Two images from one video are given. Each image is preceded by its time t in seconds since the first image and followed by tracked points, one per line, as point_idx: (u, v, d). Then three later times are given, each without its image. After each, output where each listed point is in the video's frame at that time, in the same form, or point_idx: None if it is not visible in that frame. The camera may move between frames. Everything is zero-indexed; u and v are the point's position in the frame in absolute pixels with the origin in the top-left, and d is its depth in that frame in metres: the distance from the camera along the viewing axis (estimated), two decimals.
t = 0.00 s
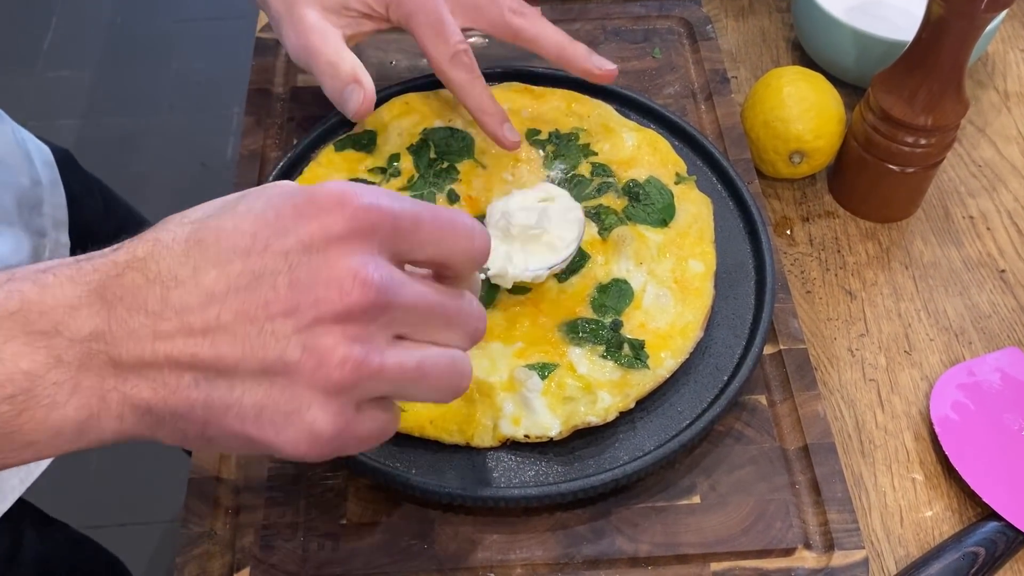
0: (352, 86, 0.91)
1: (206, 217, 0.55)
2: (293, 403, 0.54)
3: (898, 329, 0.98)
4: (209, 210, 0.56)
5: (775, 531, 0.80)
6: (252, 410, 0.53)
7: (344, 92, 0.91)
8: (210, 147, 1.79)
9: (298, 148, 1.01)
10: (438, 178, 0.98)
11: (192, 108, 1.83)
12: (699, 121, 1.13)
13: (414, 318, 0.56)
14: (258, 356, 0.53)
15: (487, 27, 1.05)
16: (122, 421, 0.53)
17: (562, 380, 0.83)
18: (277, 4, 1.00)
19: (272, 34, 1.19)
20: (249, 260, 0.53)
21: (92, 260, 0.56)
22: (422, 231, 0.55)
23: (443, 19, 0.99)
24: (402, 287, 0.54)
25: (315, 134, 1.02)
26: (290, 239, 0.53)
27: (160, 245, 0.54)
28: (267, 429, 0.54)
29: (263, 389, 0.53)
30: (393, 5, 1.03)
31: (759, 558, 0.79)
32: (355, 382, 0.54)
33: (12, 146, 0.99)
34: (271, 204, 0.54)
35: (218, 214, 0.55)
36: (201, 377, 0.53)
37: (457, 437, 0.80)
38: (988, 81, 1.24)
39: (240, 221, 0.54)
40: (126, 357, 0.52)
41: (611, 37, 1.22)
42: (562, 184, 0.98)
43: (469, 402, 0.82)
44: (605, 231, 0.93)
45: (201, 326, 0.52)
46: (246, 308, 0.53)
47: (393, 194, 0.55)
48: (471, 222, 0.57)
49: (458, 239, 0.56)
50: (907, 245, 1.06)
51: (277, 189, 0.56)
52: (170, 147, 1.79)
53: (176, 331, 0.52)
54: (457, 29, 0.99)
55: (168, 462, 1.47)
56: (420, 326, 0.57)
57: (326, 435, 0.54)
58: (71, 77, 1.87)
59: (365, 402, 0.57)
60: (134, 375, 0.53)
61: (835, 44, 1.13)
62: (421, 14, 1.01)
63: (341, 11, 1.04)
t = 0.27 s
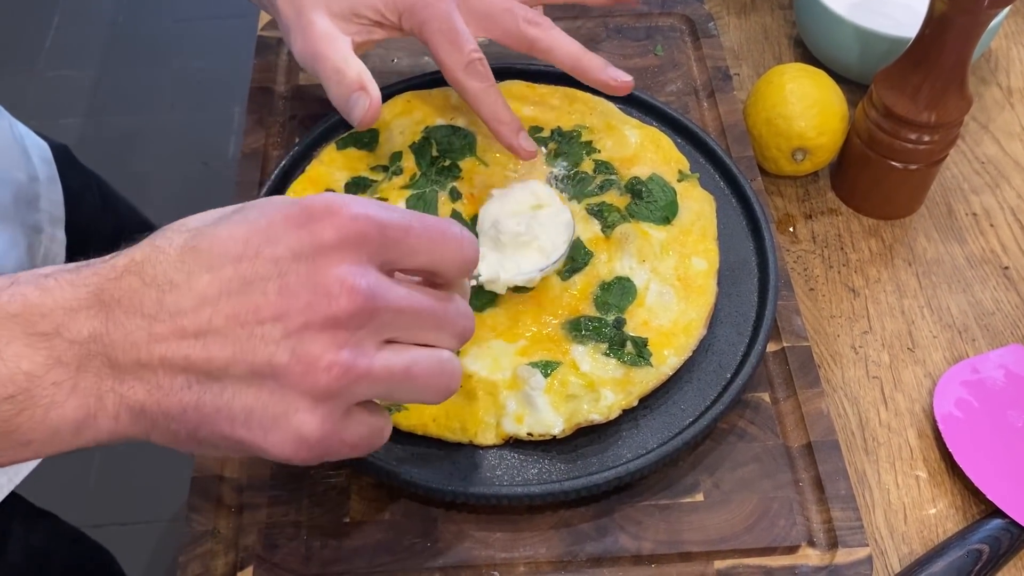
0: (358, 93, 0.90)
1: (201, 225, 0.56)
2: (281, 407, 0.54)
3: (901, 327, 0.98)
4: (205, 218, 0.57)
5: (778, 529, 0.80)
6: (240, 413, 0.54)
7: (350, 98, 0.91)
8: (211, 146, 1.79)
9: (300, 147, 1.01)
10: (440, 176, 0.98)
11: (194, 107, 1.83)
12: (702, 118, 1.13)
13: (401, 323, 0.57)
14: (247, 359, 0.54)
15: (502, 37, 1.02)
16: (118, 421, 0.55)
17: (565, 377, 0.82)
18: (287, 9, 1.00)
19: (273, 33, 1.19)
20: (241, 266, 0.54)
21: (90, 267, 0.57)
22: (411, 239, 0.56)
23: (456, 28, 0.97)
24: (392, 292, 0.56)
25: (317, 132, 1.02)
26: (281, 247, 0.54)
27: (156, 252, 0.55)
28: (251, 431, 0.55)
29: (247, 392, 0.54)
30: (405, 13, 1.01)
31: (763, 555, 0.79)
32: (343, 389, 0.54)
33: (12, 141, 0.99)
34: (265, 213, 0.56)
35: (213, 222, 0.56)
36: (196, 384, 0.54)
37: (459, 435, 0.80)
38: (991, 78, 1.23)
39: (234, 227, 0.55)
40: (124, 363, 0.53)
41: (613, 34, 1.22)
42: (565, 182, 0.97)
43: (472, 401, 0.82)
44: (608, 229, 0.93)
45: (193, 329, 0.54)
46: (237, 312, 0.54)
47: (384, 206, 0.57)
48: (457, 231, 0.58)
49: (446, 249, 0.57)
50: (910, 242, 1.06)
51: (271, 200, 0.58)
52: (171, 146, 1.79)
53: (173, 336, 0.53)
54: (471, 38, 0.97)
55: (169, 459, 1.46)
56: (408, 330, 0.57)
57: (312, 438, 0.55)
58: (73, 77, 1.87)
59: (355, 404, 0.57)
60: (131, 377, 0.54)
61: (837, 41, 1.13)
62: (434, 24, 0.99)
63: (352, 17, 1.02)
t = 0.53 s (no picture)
0: (339, 121, 0.89)
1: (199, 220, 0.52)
2: (271, 424, 0.54)
3: (903, 325, 0.98)
4: (200, 209, 0.53)
5: (780, 527, 0.80)
6: (230, 425, 0.54)
7: (330, 126, 0.90)
8: (213, 145, 1.79)
9: (302, 145, 1.01)
10: (440, 174, 0.98)
11: (196, 105, 1.83)
12: (703, 116, 1.13)
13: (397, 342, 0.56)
14: (242, 377, 0.52)
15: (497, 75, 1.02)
16: (100, 418, 0.53)
17: (567, 375, 0.82)
18: (285, 33, 1.01)
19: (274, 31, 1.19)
20: (242, 277, 0.51)
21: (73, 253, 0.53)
22: (418, 263, 0.54)
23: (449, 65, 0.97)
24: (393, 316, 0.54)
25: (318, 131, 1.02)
26: (285, 261, 0.51)
27: (149, 246, 0.51)
28: (247, 436, 0.54)
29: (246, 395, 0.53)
30: (399, 47, 1.02)
31: (764, 553, 0.79)
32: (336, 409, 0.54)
33: (11, 138, 0.98)
34: (269, 218, 0.52)
35: (212, 217, 0.52)
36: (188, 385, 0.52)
37: (462, 433, 0.80)
38: (993, 75, 1.23)
39: (236, 232, 0.52)
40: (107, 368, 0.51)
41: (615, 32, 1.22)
42: (566, 180, 0.97)
43: (473, 399, 0.82)
44: (610, 227, 0.93)
45: (188, 339, 0.51)
46: (237, 327, 0.52)
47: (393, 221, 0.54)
48: (463, 253, 0.57)
49: (451, 273, 0.56)
50: (912, 240, 1.06)
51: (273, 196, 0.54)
52: (173, 145, 1.79)
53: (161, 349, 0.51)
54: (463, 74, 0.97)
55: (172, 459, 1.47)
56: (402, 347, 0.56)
57: (303, 454, 0.55)
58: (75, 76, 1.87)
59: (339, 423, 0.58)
60: (115, 377, 0.52)
61: (839, 38, 1.13)
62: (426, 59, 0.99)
63: (346, 46, 1.03)
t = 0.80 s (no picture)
0: (347, 100, 0.87)
1: (203, 265, 0.50)
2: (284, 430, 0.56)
3: (905, 322, 0.98)
4: (203, 249, 0.51)
5: (782, 525, 0.79)
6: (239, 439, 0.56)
7: (339, 106, 0.88)
8: (213, 143, 1.79)
9: (302, 142, 1.00)
10: (440, 172, 0.98)
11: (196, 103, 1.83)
12: (704, 113, 1.12)
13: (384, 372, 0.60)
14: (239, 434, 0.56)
15: (504, 60, 1.01)
16: (97, 417, 0.52)
17: (567, 373, 0.82)
18: (288, 16, 0.98)
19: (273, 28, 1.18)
20: (253, 342, 0.52)
21: (48, 273, 0.49)
22: (422, 337, 0.57)
23: (456, 50, 0.97)
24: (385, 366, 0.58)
25: (317, 128, 1.02)
26: (300, 330, 0.53)
27: (150, 292, 0.49)
28: (239, 476, 0.59)
29: (245, 445, 0.57)
30: (405, 28, 1.01)
31: (765, 551, 0.79)
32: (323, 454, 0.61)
33: (11, 139, 0.98)
34: (283, 279, 0.52)
35: (219, 266, 0.51)
36: (188, 416, 0.54)
37: (461, 432, 0.79)
38: (995, 71, 1.23)
39: (248, 292, 0.51)
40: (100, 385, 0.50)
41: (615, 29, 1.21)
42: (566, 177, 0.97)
43: (473, 397, 0.81)
44: (610, 224, 0.92)
45: (189, 395, 0.52)
46: (244, 390, 0.53)
47: (405, 292, 0.56)
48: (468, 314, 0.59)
49: (452, 345, 0.59)
50: (914, 236, 1.05)
51: (283, 246, 0.53)
52: (173, 143, 1.79)
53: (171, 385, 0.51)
54: (469, 59, 0.96)
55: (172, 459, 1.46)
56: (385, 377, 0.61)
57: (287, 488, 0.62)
58: (74, 75, 1.87)
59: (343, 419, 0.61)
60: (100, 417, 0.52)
61: (840, 34, 1.13)
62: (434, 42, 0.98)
63: (352, 27, 1.01)
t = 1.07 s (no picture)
0: (339, 73, 0.87)
1: (183, 265, 0.50)
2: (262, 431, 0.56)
3: (907, 321, 0.97)
4: (185, 248, 0.50)
5: (783, 526, 0.79)
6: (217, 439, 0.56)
7: (330, 80, 0.88)
8: (213, 143, 1.78)
9: (302, 141, 1.00)
10: (440, 171, 0.98)
11: (196, 102, 1.83)
12: (705, 112, 1.12)
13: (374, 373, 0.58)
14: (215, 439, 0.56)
15: (491, 42, 1.01)
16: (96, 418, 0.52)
17: (568, 374, 0.82)
18: None
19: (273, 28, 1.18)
20: (230, 345, 0.51)
21: (22, 269, 0.49)
22: (410, 341, 0.55)
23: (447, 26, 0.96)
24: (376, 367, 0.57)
25: (316, 128, 1.02)
26: (278, 334, 0.52)
27: (127, 291, 0.49)
28: (219, 477, 0.60)
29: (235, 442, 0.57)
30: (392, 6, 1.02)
31: (767, 551, 0.78)
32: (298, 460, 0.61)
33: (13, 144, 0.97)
34: (264, 280, 0.51)
35: (199, 266, 0.50)
36: (167, 419, 0.54)
37: (462, 432, 0.79)
38: (997, 70, 1.22)
39: (228, 292, 0.50)
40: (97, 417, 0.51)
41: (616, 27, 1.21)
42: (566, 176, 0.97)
43: (473, 397, 0.81)
44: (610, 223, 0.92)
45: (166, 399, 0.52)
46: (222, 394, 0.53)
47: (393, 294, 0.54)
48: (461, 322, 0.57)
49: (442, 350, 0.57)
50: (916, 235, 1.05)
51: (266, 245, 0.52)
52: (173, 143, 1.79)
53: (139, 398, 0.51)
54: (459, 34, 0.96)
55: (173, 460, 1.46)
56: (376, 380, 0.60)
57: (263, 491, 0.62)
58: (74, 74, 1.86)
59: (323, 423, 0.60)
60: (86, 423, 0.53)
61: (842, 33, 1.12)
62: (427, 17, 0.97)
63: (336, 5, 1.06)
